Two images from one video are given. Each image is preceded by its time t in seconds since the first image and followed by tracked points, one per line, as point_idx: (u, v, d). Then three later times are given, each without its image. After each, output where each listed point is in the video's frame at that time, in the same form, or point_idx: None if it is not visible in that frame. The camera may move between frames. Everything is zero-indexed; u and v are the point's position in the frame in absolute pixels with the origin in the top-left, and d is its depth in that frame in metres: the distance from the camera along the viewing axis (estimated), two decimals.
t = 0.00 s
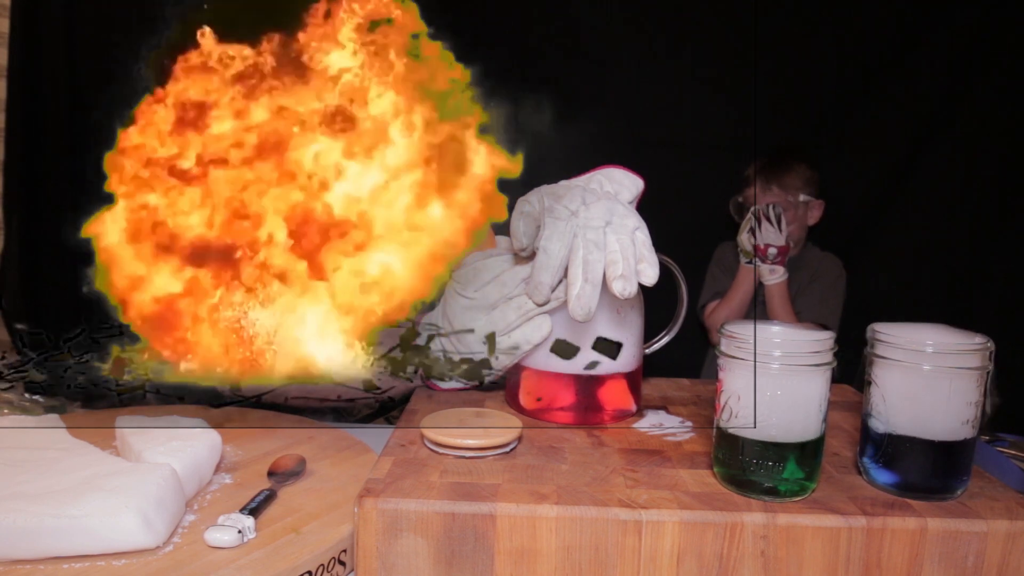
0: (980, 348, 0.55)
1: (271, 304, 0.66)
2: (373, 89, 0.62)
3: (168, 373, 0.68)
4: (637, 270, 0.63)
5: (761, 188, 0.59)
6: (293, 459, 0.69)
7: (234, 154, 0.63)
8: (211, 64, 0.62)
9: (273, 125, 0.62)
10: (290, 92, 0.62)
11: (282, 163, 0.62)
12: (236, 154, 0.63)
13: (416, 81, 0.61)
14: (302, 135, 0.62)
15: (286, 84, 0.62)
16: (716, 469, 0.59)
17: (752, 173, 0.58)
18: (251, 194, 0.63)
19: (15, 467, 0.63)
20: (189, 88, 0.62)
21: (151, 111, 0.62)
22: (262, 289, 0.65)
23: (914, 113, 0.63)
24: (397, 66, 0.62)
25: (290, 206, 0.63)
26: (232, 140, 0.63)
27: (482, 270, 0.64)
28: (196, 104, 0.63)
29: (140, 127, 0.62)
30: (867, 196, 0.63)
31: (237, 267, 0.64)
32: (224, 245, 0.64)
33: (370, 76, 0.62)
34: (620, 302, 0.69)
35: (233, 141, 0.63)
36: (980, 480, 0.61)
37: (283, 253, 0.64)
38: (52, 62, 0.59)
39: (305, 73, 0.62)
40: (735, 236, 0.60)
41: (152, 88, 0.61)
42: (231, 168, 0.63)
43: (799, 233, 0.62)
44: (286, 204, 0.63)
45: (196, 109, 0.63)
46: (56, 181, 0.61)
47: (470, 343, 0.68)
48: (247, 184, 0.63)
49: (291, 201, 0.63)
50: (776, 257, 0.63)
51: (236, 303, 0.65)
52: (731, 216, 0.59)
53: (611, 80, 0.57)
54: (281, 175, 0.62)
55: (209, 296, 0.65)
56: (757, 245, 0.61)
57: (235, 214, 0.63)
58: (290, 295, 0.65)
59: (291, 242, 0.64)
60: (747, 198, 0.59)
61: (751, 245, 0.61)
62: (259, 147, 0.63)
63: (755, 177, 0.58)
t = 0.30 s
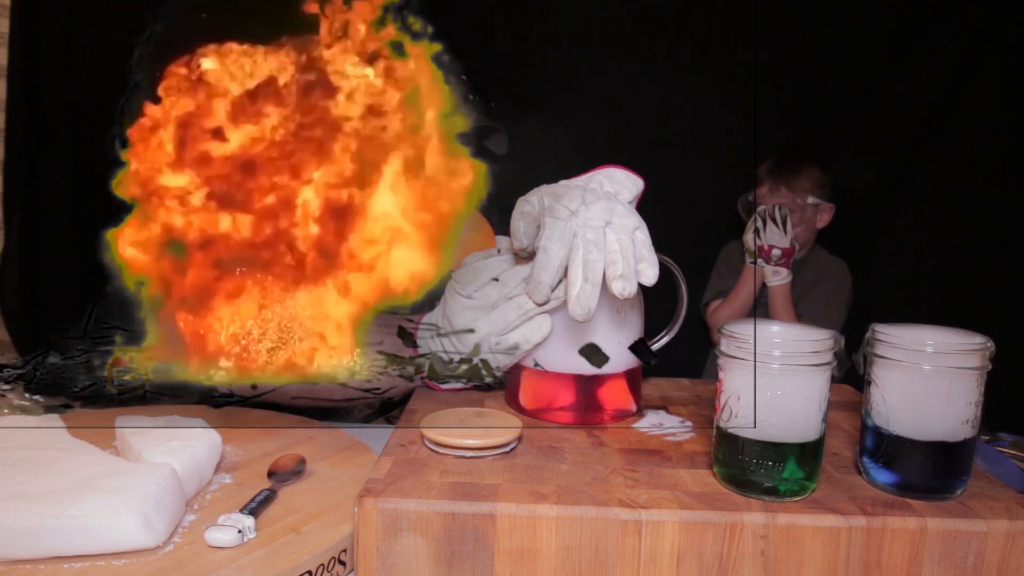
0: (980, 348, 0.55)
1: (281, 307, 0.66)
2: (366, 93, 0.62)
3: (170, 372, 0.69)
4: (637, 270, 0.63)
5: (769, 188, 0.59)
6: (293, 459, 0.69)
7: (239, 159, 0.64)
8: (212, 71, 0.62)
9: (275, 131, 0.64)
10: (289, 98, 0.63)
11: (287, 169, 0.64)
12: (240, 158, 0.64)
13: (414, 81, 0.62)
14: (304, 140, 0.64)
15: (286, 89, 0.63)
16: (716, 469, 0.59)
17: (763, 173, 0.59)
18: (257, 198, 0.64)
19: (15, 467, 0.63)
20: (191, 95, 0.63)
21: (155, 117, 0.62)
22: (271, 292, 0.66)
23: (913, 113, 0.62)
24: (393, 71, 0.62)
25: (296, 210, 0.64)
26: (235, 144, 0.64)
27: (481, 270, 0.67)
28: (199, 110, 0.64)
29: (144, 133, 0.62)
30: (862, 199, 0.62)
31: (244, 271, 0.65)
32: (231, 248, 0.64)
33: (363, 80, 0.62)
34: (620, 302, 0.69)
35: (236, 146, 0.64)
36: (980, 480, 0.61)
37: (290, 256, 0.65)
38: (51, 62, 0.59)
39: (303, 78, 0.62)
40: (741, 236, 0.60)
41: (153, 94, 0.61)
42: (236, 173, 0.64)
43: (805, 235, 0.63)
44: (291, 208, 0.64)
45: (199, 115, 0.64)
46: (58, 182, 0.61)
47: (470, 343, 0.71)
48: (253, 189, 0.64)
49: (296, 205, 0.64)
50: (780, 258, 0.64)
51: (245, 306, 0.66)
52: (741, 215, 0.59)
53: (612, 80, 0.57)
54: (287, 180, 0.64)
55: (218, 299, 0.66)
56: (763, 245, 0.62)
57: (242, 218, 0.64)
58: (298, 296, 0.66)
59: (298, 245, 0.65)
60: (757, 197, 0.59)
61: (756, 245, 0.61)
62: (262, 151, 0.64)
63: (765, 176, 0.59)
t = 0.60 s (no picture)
0: (979, 348, 0.55)
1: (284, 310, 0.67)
2: (365, 95, 0.62)
3: (172, 369, 0.69)
4: (637, 270, 0.63)
5: (772, 189, 0.60)
6: (293, 459, 0.69)
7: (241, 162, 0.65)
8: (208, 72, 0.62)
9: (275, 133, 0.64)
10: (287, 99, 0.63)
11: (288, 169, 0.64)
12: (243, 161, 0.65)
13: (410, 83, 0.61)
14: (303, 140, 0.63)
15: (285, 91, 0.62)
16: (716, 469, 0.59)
17: (766, 174, 0.59)
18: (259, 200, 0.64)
19: (15, 467, 0.63)
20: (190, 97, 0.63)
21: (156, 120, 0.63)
22: (276, 293, 0.66)
23: (911, 115, 0.62)
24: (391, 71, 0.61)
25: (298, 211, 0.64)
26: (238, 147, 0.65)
27: (483, 270, 0.70)
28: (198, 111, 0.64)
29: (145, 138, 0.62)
30: (857, 201, 0.64)
31: (248, 273, 0.65)
32: (235, 251, 0.65)
33: (361, 81, 0.62)
34: (620, 302, 0.69)
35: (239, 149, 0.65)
36: (979, 480, 0.61)
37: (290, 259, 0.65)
38: (51, 63, 0.59)
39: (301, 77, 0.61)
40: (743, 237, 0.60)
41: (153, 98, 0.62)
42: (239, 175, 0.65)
43: (807, 236, 0.64)
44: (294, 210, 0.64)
45: (199, 117, 0.64)
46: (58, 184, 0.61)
47: (471, 344, 0.73)
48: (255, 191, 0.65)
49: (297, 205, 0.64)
50: (783, 259, 0.64)
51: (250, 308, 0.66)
52: (744, 216, 0.59)
53: (613, 80, 0.57)
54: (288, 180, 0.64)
55: (221, 300, 0.66)
56: (767, 247, 0.62)
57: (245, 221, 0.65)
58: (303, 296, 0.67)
59: (301, 246, 0.65)
60: (760, 198, 0.59)
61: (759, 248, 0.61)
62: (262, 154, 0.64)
63: (768, 177, 0.59)
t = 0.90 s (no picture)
0: (980, 348, 0.55)
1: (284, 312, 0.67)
2: (367, 96, 0.62)
3: (173, 368, 0.70)
4: (637, 270, 0.63)
5: (773, 190, 0.60)
6: (294, 459, 0.69)
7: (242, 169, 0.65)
8: (207, 78, 0.62)
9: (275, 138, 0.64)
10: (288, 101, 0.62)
11: (290, 173, 0.64)
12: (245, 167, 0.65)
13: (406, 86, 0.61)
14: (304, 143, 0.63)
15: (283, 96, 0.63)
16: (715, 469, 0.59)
17: (768, 174, 0.59)
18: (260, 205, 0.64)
19: (16, 467, 0.63)
20: (188, 103, 0.63)
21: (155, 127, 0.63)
22: (275, 294, 0.67)
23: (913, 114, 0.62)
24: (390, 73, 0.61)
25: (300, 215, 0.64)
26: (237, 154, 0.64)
27: (484, 270, 0.71)
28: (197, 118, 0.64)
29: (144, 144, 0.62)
30: (857, 201, 0.62)
31: (247, 274, 0.65)
32: (238, 255, 0.65)
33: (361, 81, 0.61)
34: (620, 302, 0.69)
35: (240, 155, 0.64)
36: (980, 480, 0.61)
37: (291, 261, 0.65)
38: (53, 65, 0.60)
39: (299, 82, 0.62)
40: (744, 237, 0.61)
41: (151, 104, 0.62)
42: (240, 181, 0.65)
43: (811, 237, 0.64)
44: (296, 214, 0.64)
45: (198, 125, 0.64)
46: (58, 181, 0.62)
47: (471, 343, 0.74)
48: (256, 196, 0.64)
49: (299, 210, 0.64)
50: (787, 262, 0.66)
51: (254, 307, 0.67)
52: (746, 218, 0.60)
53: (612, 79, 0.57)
54: (290, 185, 0.64)
55: (225, 299, 0.66)
56: (769, 249, 0.64)
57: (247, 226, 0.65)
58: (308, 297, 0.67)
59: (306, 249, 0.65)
60: (761, 198, 0.59)
61: (760, 250, 0.63)
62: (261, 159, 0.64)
63: (769, 178, 0.59)
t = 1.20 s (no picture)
0: (980, 348, 0.55)
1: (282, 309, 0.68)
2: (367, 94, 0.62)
3: (172, 368, 0.70)
4: (636, 270, 0.64)
5: (775, 188, 0.60)
6: (294, 459, 0.69)
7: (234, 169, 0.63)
8: (202, 81, 0.62)
9: (268, 139, 0.63)
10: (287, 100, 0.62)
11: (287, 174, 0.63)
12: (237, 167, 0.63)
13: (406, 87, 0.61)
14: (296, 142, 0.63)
15: (275, 96, 0.62)
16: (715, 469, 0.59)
17: (768, 173, 0.59)
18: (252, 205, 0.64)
19: (16, 467, 0.63)
20: (182, 106, 0.63)
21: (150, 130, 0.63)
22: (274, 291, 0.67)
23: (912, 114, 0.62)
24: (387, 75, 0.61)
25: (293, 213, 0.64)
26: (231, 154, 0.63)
27: (484, 271, 0.71)
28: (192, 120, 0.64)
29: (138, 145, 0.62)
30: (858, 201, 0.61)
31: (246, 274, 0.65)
32: (237, 255, 0.65)
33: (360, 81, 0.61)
34: (620, 302, 0.69)
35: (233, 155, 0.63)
36: (980, 480, 0.61)
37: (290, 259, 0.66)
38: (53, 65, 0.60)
39: (293, 83, 0.61)
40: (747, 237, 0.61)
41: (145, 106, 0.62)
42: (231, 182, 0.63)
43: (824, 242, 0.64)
44: (290, 212, 0.64)
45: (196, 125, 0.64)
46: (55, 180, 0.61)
47: (471, 344, 0.75)
48: (247, 196, 0.63)
49: (293, 208, 0.64)
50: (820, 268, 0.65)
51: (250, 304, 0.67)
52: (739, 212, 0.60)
53: (611, 79, 0.57)
54: (286, 184, 0.63)
55: (223, 297, 0.67)
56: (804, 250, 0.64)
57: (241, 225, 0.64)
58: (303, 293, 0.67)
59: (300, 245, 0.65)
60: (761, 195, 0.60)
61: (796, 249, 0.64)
62: (253, 160, 0.63)
63: (771, 176, 0.59)
